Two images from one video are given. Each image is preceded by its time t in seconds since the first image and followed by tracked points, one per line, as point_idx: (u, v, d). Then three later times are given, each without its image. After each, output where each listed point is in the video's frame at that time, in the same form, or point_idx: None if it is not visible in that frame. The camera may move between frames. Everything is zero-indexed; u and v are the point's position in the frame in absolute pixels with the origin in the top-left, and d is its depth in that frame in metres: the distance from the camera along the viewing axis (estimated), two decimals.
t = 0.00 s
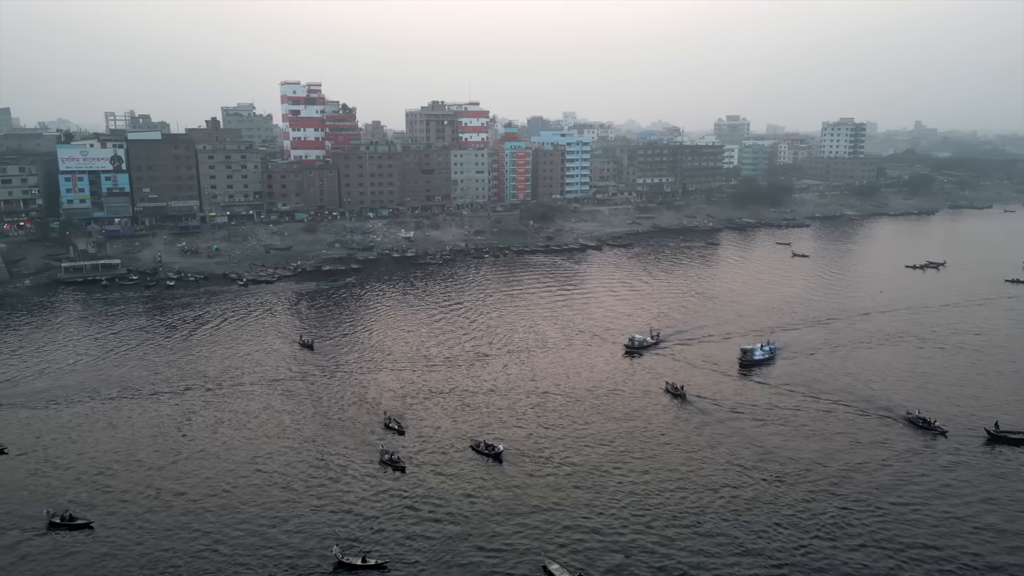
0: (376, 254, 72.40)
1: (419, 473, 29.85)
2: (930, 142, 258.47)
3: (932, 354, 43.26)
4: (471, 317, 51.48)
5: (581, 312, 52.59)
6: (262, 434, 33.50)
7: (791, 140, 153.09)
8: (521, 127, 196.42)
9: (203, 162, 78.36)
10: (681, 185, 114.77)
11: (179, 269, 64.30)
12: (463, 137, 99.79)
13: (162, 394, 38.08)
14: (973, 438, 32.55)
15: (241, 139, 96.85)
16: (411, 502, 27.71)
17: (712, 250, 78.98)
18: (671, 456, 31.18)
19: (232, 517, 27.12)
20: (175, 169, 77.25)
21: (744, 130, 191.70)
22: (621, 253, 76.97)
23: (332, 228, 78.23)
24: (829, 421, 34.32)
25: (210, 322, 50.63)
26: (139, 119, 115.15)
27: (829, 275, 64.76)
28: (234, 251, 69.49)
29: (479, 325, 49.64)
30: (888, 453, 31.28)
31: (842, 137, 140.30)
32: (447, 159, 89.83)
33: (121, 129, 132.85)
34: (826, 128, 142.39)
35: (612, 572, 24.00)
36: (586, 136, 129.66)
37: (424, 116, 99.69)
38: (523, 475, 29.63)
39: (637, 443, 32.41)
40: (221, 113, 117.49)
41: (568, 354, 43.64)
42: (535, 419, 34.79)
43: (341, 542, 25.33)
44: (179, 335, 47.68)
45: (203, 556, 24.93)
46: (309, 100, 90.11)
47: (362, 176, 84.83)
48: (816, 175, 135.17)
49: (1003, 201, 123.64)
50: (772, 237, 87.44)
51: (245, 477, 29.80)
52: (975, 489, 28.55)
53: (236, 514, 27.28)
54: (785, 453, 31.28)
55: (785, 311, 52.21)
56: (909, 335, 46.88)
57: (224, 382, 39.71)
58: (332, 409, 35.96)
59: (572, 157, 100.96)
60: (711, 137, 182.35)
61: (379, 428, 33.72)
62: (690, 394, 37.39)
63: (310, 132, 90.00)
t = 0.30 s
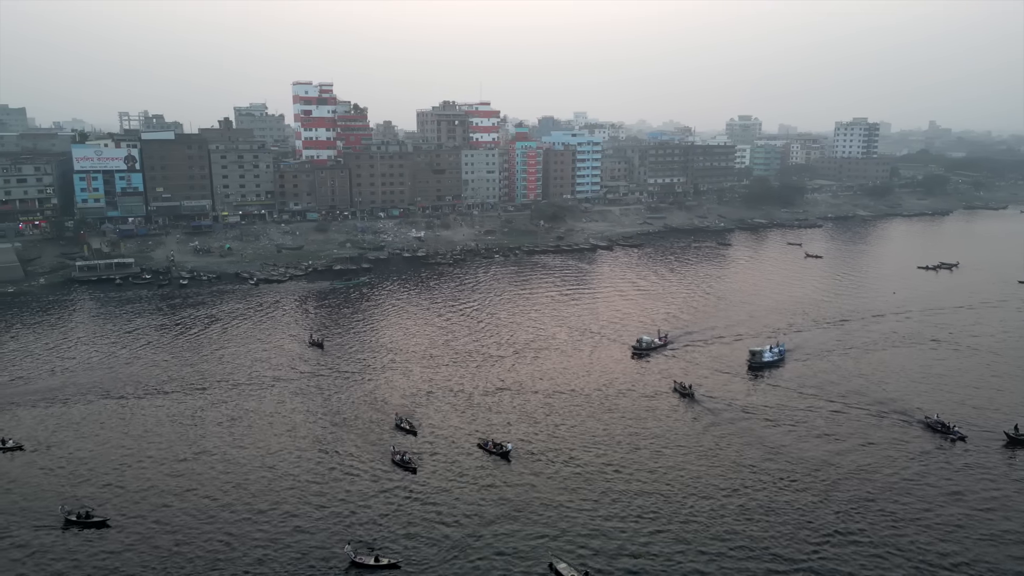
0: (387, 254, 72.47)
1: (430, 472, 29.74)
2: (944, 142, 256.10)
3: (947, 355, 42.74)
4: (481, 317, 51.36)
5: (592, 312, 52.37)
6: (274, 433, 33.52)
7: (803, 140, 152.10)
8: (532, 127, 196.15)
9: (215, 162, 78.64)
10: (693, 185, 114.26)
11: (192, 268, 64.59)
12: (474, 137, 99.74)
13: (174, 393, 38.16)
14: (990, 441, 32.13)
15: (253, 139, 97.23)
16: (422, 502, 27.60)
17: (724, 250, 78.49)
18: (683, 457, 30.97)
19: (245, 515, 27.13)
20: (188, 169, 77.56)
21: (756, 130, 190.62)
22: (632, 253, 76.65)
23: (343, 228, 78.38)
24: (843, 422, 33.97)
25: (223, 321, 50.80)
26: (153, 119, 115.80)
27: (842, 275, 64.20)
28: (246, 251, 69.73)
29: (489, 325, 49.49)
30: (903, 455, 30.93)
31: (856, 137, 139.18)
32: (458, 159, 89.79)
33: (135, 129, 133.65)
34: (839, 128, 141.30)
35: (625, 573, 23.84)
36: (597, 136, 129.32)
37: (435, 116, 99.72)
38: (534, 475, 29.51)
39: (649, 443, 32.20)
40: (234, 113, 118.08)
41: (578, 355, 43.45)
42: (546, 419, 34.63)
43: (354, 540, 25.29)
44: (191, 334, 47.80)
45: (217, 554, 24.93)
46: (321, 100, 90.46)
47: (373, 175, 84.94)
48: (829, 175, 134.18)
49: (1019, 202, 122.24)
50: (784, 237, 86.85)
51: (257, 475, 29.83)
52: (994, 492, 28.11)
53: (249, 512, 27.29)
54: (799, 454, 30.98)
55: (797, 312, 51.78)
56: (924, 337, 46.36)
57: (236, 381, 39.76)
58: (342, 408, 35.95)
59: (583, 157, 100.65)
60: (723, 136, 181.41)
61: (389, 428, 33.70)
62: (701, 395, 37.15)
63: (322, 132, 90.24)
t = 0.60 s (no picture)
0: (398, 254, 72.57)
1: (440, 472, 29.66)
2: (960, 142, 253.67)
3: (962, 358, 42.19)
4: (492, 317, 51.28)
5: (602, 313, 52.15)
6: (284, 432, 33.51)
7: (817, 140, 151.03)
8: (543, 127, 195.96)
9: (228, 162, 78.95)
10: (704, 185, 113.74)
11: (205, 268, 64.93)
12: (485, 138, 99.77)
13: (187, 391, 38.29)
14: (1007, 444, 31.67)
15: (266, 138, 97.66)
16: (433, 501, 27.52)
17: (736, 250, 78.02)
18: (694, 457, 30.77)
19: (257, 513, 27.12)
20: (201, 169, 77.88)
21: (768, 130, 189.51)
22: (644, 254, 76.35)
23: (355, 227, 78.55)
24: (856, 424, 33.64)
25: (235, 320, 51.00)
26: (167, 119, 116.57)
27: (856, 276, 63.63)
28: (258, 250, 69.99)
29: (499, 325, 49.39)
30: (919, 458, 30.55)
31: (869, 137, 138.06)
32: (469, 159, 89.77)
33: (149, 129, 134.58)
34: (853, 127, 140.18)
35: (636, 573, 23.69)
36: (608, 136, 129.00)
37: (446, 117, 99.74)
38: (544, 475, 29.40)
39: (659, 444, 32.01)
40: (247, 113, 118.72)
41: (589, 355, 43.29)
42: (555, 419, 34.49)
43: (366, 540, 25.23)
44: (203, 333, 47.98)
45: (228, 552, 24.94)
46: (333, 100, 90.79)
47: (384, 175, 85.07)
48: (842, 175, 133.20)
49: None
50: (796, 238, 86.23)
51: (268, 474, 29.84)
52: (1012, 496, 27.71)
53: (260, 511, 27.30)
54: (812, 456, 30.70)
55: (810, 313, 51.35)
56: (938, 339, 45.79)
57: (248, 379, 39.84)
58: (353, 407, 35.97)
59: (594, 157, 100.33)
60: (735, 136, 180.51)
61: (398, 427, 33.67)
62: (712, 395, 36.92)
63: (333, 132, 90.47)
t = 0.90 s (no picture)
0: (409, 253, 72.55)
1: (451, 472, 29.51)
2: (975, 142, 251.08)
3: (979, 360, 41.61)
4: (502, 317, 51.10)
5: (613, 313, 51.86)
6: (295, 431, 33.42)
7: (830, 140, 149.88)
8: (554, 127, 195.53)
9: (240, 161, 79.14)
10: (716, 186, 113.10)
11: (217, 267, 65.13)
12: (496, 138, 99.64)
13: (199, 390, 38.32)
14: None
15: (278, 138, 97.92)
16: (445, 501, 27.36)
17: (748, 251, 77.45)
18: (707, 459, 30.45)
19: (268, 512, 27.04)
20: (214, 168, 78.14)
21: (781, 130, 188.28)
22: (655, 254, 75.94)
23: (366, 227, 78.60)
24: (871, 426, 33.22)
25: (247, 319, 51.05)
26: (180, 120, 117.11)
27: (870, 277, 63.01)
28: (270, 249, 70.13)
29: (510, 326, 49.18)
30: (935, 461, 30.13)
31: (883, 137, 136.83)
32: (480, 159, 89.65)
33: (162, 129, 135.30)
34: (867, 127, 138.96)
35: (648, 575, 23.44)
36: (619, 136, 128.49)
37: (457, 117, 99.63)
38: (555, 475, 29.20)
39: (672, 445, 31.70)
40: (259, 113, 119.14)
41: (599, 355, 43.02)
42: (566, 420, 34.25)
43: (379, 539, 25.12)
44: (215, 332, 48.05)
45: (242, 550, 24.86)
46: (345, 100, 90.88)
47: (395, 175, 85.10)
48: (856, 175, 132.07)
49: None
50: (809, 239, 85.55)
51: (279, 473, 29.78)
52: None
53: (272, 509, 27.23)
54: (826, 458, 30.32)
55: (824, 314, 50.83)
56: (954, 341, 45.19)
57: (259, 379, 39.82)
58: (363, 407, 35.88)
59: (605, 157, 99.92)
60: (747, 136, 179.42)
61: (408, 427, 33.53)
62: (724, 396, 36.58)
63: (345, 132, 90.57)
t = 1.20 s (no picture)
0: (419, 253, 72.65)
1: (461, 472, 29.46)
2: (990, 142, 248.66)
3: (995, 362, 41.14)
4: (512, 317, 51.03)
5: (624, 314, 51.68)
6: (306, 430, 33.47)
7: (843, 140, 148.82)
8: (565, 127, 195.25)
9: (253, 161, 79.49)
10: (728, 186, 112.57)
11: (230, 266, 65.44)
12: (507, 138, 99.63)
13: (211, 389, 38.46)
14: None
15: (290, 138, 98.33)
16: (457, 501, 27.36)
17: (760, 252, 77.01)
18: (719, 460, 30.26)
19: (280, 511, 27.09)
20: (227, 168, 78.54)
21: (793, 130, 187.17)
22: (666, 254, 75.66)
23: (377, 227, 78.76)
24: (884, 428, 32.91)
25: (259, 318, 51.25)
26: (193, 120, 117.83)
27: (883, 278, 62.50)
28: (282, 249, 70.42)
29: (520, 326, 49.07)
30: (949, 464, 29.82)
31: (897, 137, 135.73)
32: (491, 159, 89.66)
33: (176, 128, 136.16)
34: (880, 127, 137.88)
35: None
36: (630, 136, 128.10)
37: (469, 117, 99.66)
38: (565, 475, 29.11)
39: (683, 446, 31.52)
40: (271, 113, 119.69)
41: (610, 356, 42.90)
42: (576, 420, 34.15)
43: (392, 538, 25.11)
44: (227, 331, 48.31)
45: (256, 548, 24.93)
46: (356, 100, 91.13)
47: (406, 175, 85.24)
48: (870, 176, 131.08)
49: None
50: (821, 239, 85.01)
51: (291, 472, 29.82)
52: None
53: (285, 507, 27.31)
54: (840, 460, 30.05)
55: (837, 315, 50.44)
56: (969, 343, 44.74)
57: (271, 378, 39.93)
58: (373, 406, 35.91)
59: (616, 157, 99.65)
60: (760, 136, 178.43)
61: (418, 426, 33.53)
62: (735, 398, 36.33)
63: (356, 132, 90.82)
